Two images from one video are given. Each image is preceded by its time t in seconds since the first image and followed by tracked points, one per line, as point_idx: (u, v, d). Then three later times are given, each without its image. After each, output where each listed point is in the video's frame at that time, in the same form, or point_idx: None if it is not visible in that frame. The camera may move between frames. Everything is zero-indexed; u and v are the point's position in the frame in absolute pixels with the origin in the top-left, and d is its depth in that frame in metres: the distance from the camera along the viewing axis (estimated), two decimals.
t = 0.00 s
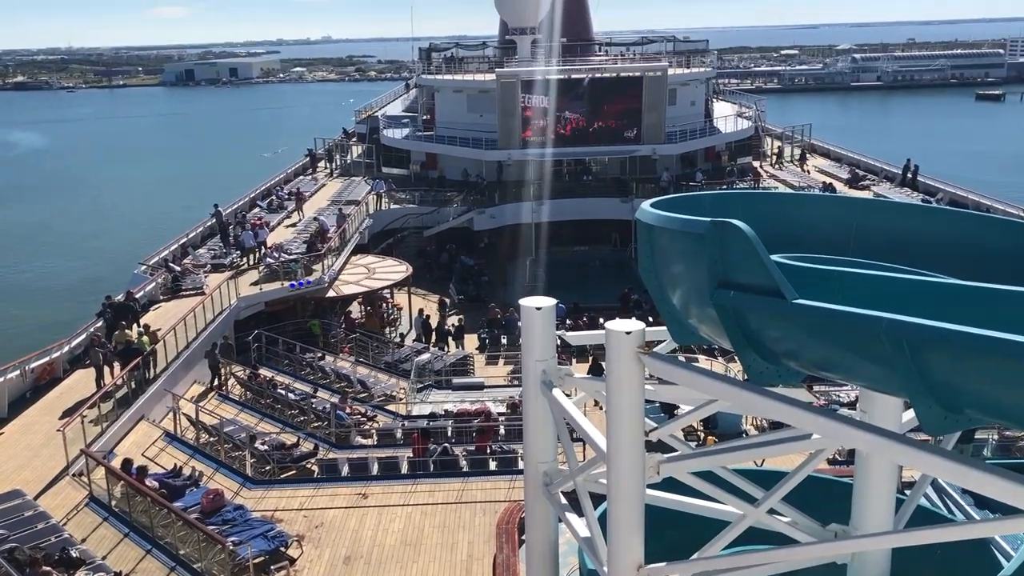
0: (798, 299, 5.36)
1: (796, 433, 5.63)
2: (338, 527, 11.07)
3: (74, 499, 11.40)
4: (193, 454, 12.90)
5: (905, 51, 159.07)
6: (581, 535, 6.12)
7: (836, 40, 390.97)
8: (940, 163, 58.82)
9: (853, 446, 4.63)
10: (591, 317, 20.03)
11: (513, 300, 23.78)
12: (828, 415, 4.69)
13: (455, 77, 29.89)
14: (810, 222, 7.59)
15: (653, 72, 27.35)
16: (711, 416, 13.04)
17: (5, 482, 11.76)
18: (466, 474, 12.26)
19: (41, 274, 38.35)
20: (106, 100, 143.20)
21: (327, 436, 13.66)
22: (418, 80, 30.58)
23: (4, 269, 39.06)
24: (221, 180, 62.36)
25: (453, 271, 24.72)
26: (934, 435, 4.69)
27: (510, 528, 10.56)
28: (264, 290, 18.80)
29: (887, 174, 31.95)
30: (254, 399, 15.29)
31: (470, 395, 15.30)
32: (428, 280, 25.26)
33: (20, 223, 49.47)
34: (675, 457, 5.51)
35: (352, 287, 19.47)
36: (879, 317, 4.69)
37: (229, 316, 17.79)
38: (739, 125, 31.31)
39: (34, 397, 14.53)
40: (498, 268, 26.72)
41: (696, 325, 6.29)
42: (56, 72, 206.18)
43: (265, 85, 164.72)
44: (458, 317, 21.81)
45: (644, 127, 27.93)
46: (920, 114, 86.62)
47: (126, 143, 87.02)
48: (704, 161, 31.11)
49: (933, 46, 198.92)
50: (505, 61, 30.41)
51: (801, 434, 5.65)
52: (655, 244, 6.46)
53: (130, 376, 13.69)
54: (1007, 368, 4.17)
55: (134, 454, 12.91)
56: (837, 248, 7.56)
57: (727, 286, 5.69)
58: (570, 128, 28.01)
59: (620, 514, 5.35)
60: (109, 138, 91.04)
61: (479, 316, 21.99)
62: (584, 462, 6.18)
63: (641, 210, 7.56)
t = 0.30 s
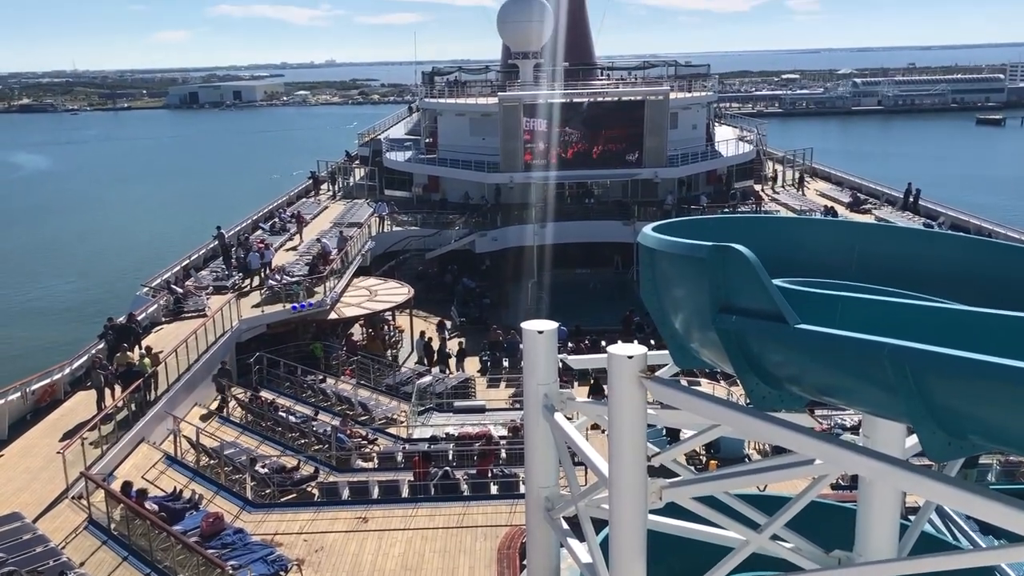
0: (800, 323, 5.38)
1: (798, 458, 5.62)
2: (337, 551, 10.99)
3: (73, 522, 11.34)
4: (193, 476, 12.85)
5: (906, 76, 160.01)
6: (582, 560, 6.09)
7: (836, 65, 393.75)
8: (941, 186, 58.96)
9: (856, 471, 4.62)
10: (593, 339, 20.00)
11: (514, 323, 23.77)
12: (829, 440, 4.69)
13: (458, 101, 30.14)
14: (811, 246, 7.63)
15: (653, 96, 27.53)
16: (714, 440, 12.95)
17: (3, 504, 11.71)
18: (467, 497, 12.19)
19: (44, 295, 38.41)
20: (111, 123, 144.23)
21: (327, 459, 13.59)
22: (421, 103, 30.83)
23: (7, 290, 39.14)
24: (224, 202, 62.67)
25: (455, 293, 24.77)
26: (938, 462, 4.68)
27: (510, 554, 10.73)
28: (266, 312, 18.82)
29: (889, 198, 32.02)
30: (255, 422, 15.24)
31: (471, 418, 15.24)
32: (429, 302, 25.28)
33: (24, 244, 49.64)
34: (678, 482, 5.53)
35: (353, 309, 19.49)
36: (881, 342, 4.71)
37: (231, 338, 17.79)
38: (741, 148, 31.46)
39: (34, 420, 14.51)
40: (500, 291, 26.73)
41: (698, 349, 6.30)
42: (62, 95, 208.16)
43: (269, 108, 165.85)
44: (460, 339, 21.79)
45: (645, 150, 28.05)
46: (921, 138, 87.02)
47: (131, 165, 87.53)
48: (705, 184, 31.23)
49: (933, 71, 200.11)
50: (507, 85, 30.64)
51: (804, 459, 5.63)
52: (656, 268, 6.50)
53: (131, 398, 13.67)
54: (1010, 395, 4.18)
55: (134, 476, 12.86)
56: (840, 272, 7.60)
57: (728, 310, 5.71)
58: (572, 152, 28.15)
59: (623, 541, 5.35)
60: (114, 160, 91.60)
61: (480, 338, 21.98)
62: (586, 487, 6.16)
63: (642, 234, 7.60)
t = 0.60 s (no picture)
0: (801, 349, 5.42)
1: (801, 484, 5.61)
2: None
3: (72, 545, 11.26)
4: (192, 499, 12.78)
5: (905, 101, 160.95)
6: None
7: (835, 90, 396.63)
8: (942, 211, 59.03)
9: (858, 498, 4.61)
10: (594, 363, 19.96)
11: (515, 345, 23.74)
12: (831, 466, 4.69)
13: (460, 125, 30.33)
14: (812, 270, 7.75)
15: (655, 120, 27.68)
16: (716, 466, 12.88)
17: (1, 527, 11.64)
18: (468, 522, 12.11)
19: (46, 316, 38.40)
20: (116, 145, 145.15)
21: (327, 483, 13.52)
22: (423, 127, 31.02)
23: (8, 311, 39.16)
24: (226, 224, 62.87)
25: (456, 316, 24.78)
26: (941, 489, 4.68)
27: None
28: (267, 334, 18.82)
29: (890, 223, 32.06)
30: (255, 444, 15.19)
31: (472, 441, 15.18)
32: (430, 325, 25.27)
33: (27, 265, 49.73)
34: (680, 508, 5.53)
35: (355, 331, 19.48)
36: (882, 368, 4.75)
37: (232, 360, 17.78)
38: (742, 172, 31.56)
39: (34, 441, 14.46)
40: (501, 313, 26.73)
41: (700, 374, 6.34)
42: (67, 117, 209.80)
43: (273, 130, 167.00)
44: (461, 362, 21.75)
45: (646, 174, 28.16)
46: (922, 163, 87.39)
47: (135, 186, 87.90)
48: (707, 208, 31.30)
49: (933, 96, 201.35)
50: (510, 109, 30.84)
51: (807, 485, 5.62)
52: (657, 293, 6.56)
53: (131, 420, 13.65)
54: (1011, 422, 4.21)
55: (133, 499, 12.80)
56: (839, 296, 7.68)
57: (730, 335, 5.75)
58: (573, 175, 28.25)
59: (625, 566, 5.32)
60: (118, 182, 92.02)
61: (481, 361, 21.94)
62: (588, 512, 6.13)
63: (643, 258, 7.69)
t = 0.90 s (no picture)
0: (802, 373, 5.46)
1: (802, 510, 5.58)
2: None
3: (67, 567, 11.17)
4: (190, 521, 12.71)
5: (904, 125, 162.13)
6: None
7: (835, 113, 399.12)
8: (942, 235, 59.12)
9: (860, 524, 4.58)
10: (594, 385, 19.93)
11: (516, 367, 23.70)
12: (833, 493, 4.68)
13: (462, 147, 30.51)
14: (812, 294, 7.87)
15: (655, 144, 27.83)
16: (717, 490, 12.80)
17: None
18: (467, 545, 12.03)
19: (46, 335, 38.34)
20: (119, 164, 145.71)
21: (326, 505, 13.44)
22: (424, 148, 31.21)
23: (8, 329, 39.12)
24: (227, 244, 63.01)
25: (456, 337, 24.77)
26: (944, 516, 4.70)
27: None
28: (266, 355, 18.79)
29: (891, 246, 32.11)
30: (253, 466, 15.12)
31: (472, 464, 15.12)
32: (430, 346, 25.26)
33: (29, 284, 49.76)
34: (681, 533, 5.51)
35: (354, 352, 19.46)
36: (884, 394, 4.79)
37: (231, 381, 17.75)
38: (742, 195, 31.68)
39: (32, 462, 14.40)
40: (502, 335, 26.72)
41: (700, 397, 6.39)
42: (71, 137, 211.15)
43: (275, 151, 167.73)
44: (461, 383, 21.69)
45: (647, 197, 28.22)
46: (922, 186, 87.69)
47: (137, 206, 88.21)
48: (707, 230, 31.37)
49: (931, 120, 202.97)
50: (511, 131, 31.02)
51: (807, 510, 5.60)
52: (657, 316, 6.62)
53: (129, 440, 13.60)
54: (1010, 449, 4.26)
55: (130, 520, 12.73)
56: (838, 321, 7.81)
57: (731, 359, 5.81)
58: (576, 200, 28.39)
59: None
60: (121, 201, 92.27)
61: (482, 383, 21.89)
62: (587, 537, 6.11)
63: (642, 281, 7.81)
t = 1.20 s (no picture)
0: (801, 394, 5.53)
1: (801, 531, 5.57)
2: None
3: None
4: (186, 540, 12.65)
5: (903, 144, 162.07)
6: None
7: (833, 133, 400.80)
8: (941, 255, 59.19)
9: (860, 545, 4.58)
10: (593, 404, 19.91)
11: (515, 386, 23.63)
12: (832, 514, 4.69)
13: (461, 165, 30.63)
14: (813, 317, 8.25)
15: (654, 163, 27.92)
16: (715, 510, 12.76)
17: None
18: (464, 564, 11.95)
19: (44, 352, 38.20)
20: (120, 181, 145.97)
21: (323, 524, 13.36)
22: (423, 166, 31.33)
23: (5, 346, 38.97)
24: (226, 261, 63.00)
25: (455, 355, 24.75)
26: (944, 538, 4.72)
27: None
28: (264, 372, 18.77)
29: (889, 266, 32.16)
30: (251, 484, 15.06)
31: (470, 483, 15.06)
32: (429, 365, 25.23)
33: (27, 301, 49.66)
34: (679, 553, 5.52)
35: (353, 370, 19.45)
36: (884, 414, 4.84)
37: (229, 399, 17.71)
38: (741, 215, 31.75)
39: (28, 479, 14.34)
40: (501, 353, 26.67)
41: (699, 417, 6.48)
42: (71, 154, 211.94)
43: (275, 169, 168.15)
44: (459, 402, 21.63)
45: (645, 216, 28.32)
46: (920, 207, 87.92)
47: (136, 223, 88.29)
48: (706, 250, 31.44)
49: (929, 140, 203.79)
50: (510, 150, 31.15)
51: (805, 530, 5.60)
52: (657, 335, 6.71)
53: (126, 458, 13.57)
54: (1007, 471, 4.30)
55: (127, 539, 12.66)
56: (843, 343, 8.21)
57: (731, 379, 5.89)
58: (578, 216, 28.39)
59: None
60: (120, 218, 92.33)
61: (480, 402, 21.82)
62: (586, 557, 6.09)
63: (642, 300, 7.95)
